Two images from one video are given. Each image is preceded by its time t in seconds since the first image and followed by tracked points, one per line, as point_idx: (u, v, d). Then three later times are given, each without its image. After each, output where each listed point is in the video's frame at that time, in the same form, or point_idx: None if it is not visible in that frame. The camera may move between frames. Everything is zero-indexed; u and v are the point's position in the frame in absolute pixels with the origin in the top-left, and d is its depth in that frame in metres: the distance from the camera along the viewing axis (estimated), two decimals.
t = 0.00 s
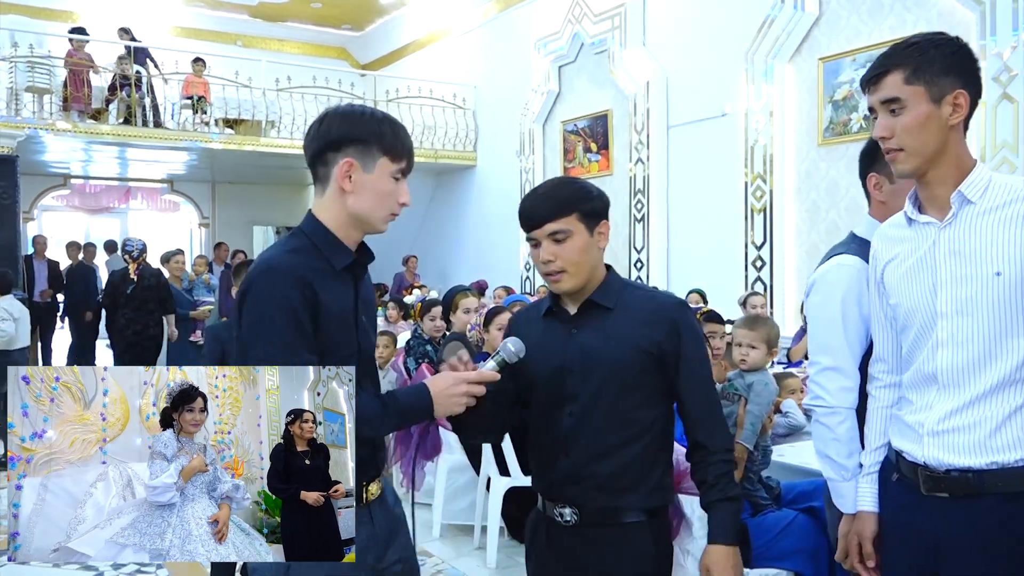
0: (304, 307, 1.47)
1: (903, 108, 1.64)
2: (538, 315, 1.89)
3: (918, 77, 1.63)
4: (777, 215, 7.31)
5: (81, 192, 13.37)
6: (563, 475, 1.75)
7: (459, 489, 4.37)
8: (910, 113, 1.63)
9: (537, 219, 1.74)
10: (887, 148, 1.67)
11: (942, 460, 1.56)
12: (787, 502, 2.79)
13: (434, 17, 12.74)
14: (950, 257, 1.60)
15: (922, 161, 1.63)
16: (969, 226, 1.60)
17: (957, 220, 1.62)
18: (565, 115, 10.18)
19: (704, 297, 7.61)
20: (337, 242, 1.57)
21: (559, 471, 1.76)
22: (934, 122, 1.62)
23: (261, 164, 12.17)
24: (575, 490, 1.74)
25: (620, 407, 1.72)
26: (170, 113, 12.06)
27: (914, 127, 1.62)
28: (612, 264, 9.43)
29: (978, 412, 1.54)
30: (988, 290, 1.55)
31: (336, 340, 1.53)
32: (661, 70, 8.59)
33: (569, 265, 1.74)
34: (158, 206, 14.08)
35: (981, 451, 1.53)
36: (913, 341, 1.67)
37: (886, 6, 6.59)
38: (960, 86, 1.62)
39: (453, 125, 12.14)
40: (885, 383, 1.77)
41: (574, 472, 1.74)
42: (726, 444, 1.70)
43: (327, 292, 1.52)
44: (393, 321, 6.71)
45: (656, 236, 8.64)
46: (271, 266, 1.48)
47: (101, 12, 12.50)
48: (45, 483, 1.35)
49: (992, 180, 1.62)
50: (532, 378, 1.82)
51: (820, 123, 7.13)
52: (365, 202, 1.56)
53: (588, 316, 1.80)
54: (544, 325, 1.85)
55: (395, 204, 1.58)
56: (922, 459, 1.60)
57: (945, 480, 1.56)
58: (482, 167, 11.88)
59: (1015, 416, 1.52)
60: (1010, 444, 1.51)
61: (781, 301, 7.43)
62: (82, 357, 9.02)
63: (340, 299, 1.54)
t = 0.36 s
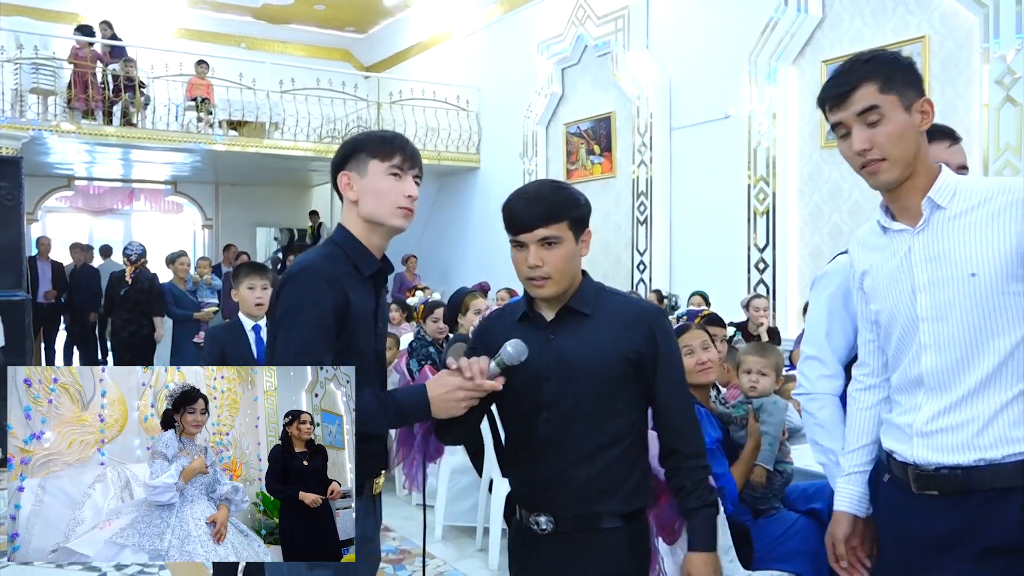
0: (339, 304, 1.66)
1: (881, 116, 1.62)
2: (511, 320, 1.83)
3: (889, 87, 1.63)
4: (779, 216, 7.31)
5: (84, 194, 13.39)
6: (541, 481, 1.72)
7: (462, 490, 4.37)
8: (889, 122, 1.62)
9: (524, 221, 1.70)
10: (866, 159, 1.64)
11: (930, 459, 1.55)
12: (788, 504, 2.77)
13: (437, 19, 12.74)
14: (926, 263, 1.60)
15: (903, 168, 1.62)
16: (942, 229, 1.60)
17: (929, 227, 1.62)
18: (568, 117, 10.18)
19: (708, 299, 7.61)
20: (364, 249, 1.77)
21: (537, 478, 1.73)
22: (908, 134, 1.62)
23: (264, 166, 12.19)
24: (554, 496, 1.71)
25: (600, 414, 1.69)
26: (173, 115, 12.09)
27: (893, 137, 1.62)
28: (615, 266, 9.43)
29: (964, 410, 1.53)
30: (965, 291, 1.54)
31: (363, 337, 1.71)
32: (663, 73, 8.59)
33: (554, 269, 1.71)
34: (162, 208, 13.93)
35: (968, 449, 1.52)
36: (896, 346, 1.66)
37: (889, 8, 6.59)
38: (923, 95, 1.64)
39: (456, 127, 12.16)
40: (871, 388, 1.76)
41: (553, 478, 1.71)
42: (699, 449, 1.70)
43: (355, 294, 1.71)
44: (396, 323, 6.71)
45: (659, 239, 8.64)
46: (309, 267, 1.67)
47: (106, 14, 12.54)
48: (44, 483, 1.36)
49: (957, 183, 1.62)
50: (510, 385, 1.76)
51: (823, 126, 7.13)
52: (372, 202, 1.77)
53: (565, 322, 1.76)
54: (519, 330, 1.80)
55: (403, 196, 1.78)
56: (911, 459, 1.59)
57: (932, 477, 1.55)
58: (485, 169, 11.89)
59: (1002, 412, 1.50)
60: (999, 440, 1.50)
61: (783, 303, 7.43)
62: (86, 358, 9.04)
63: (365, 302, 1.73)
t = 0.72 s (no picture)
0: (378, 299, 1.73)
1: (856, 117, 1.53)
2: (481, 325, 1.60)
3: (868, 86, 1.53)
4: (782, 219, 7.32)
5: (89, 200, 13.42)
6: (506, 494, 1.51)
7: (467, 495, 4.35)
8: (864, 123, 1.52)
9: (522, 214, 1.54)
10: (843, 159, 1.56)
11: (889, 465, 1.49)
12: (791, 508, 2.80)
13: (439, 25, 12.78)
14: (904, 268, 1.52)
15: (878, 172, 1.54)
16: (924, 235, 1.51)
17: (910, 232, 1.53)
18: (570, 123, 10.21)
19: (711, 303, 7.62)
20: (397, 251, 1.85)
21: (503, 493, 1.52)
22: (889, 132, 1.52)
23: (267, 171, 12.22)
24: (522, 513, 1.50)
25: (579, 424, 1.51)
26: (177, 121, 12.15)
27: (870, 136, 1.52)
28: (617, 271, 9.45)
29: (922, 420, 1.46)
30: (937, 304, 1.46)
31: (403, 330, 1.79)
32: (665, 78, 8.62)
33: (553, 265, 1.53)
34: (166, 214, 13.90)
35: (922, 456, 1.45)
36: (877, 348, 1.59)
37: (891, 13, 6.61)
38: (912, 91, 1.52)
39: (459, 133, 12.20)
40: (853, 387, 1.70)
41: (521, 493, 1.51)
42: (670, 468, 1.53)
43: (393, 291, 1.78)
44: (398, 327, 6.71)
45: (662, 243, 8.66)
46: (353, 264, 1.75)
47: (111, 21, 12.61)
48: (41, 484, 1.39)
49: (949, 189, 1.53)
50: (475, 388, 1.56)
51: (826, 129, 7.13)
52: (401, 217, 1.86)
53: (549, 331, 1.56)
54: (493, 334, 1.58)
55: (427, 211, 1.87)
56: (873, 464, 1.53)
57: (895, 485, 1.48)
58: (488, 174, 11.91)
59: (960, 426, 1.42)
60: (952, 452, 1.42)
61: (787, 307, 7.44)
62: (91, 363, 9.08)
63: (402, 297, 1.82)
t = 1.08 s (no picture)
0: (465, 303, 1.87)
1: (868, 111, 1.50)
2: (475, 329, 1.53)
3: (882, 78, 1.49)
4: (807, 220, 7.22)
5: (113, 204, 13.68)
6: (505, 509, 1.47)
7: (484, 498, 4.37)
8: (875, 117, 1.49)
9: (523, 215, 1.48)
10: (851, 152, 1.53)
11: (883, 471, 1.51)
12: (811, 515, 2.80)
13: (459, 29, 12.80)
14: (904, 273, 1.51)
15: (890, 169, 1.51)
16: (923, 240, 1.49)
17: (913, 234, 1.51)
18: (589, 125, 10.19)
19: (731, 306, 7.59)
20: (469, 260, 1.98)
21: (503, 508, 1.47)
22: (902, 128, 1.48)
23: (289, 176, 12.30)
24: (526, 528, 1.46)
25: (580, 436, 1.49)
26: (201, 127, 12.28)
27: (882, 132, 1.49)
28: (638, 274, 9.40)
29: (913, 427, 1.47)
30: (929, 311, 1.44)
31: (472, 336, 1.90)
32: (686, 80, 8.58)
33: (559, 270, 1.48)
34: (188, 218, 14.33)
35: (914, 467, 1.45)
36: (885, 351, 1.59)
37: (913, 14, 6.54)
38: (930, 87, 1.48)
39: (479, 136, 12.22)
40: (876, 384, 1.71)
41: (520, 507, 1.46)
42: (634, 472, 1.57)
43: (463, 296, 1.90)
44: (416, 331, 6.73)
45: (683, 246, 8.61)
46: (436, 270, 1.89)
47: (136, 27, 12.78)
48: (38, 484, 1.97)
49: (959, 193, 1.48)
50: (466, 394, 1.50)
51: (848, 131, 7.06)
52: (472, 228, 1.99)
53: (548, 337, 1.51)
54: (489, 340, 1.51)
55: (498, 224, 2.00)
56: (871, 467, 1.55)
57: (887, 491, 1.49)
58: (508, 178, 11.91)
59: (946, 438, 1.41)
60: (938, 462, 1.42)
61: (809, 311, 7.37)
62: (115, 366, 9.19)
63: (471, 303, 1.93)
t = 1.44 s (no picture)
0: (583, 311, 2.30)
1: (850, 115, 1.45)
2: (433, 329, 1.49)
3: (868, 82, 1.44)
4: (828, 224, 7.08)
5: (132, 201, 13.73)
6: (472, 516, 1.43)
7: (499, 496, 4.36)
8: (855, 121, 1.44)
9: (475, 210, 1.46)
10: (829, 155, 1.48)
11: (858, 472, 1.43)
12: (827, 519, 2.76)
13: (477, 27, 12.78)
14: (876, 274, 1.44)
15: (864, 172, 1.46)
16: (895, 238, 1.43)
17: (885, 234, 1.45)
18: (607, 124, 10.14)
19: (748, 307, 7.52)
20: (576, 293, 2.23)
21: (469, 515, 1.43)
22: (880, 133, 1.43)
23: (306, 173, 12.32)
24: (495, 534, 1.43)
25: (543, 438, 1.47)
26: (219, 124, 12.32)
27: (860, 135, 1.43)
28: (654, 274, 9.36)
29: (881, 429, 1.40)
30: (900, 311, 1.38)
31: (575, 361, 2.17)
32: (704, 79, 8.52)
33: (515, 263, 1.46)
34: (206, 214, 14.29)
35: (887, 470, 1.39)
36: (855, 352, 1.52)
37: (936, 13, 6.45)
38: (910, 95, 1.43)
39: (495, 134, 12.19)
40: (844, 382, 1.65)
41: (487, 513, 1.43)
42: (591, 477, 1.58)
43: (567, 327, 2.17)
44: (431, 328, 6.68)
45: (699, 245, 8.56)
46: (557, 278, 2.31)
47: (155, 25, 12.84)
48: (35, 485, 1.98)
49: (930, 194, 1.42)
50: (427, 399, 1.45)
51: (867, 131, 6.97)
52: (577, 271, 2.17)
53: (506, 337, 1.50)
54: (446, 339, 1.48)
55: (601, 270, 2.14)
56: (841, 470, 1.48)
57: (861, 492, 1.42)
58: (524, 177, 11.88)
59: (915, 437, 1.36)
60: (909, 463, 1.36)
61: (827, 312, 7.29)
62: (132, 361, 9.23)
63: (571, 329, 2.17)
